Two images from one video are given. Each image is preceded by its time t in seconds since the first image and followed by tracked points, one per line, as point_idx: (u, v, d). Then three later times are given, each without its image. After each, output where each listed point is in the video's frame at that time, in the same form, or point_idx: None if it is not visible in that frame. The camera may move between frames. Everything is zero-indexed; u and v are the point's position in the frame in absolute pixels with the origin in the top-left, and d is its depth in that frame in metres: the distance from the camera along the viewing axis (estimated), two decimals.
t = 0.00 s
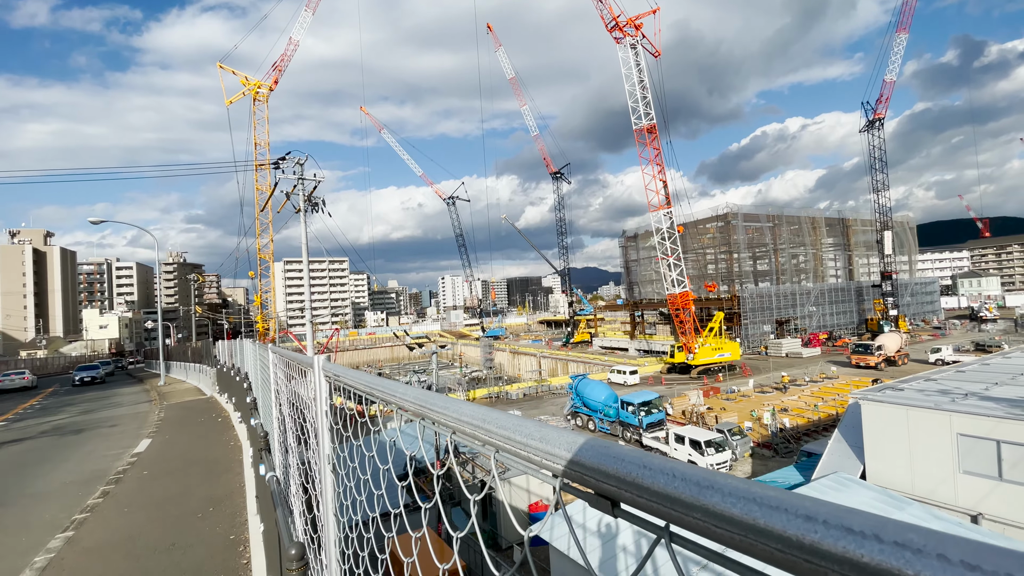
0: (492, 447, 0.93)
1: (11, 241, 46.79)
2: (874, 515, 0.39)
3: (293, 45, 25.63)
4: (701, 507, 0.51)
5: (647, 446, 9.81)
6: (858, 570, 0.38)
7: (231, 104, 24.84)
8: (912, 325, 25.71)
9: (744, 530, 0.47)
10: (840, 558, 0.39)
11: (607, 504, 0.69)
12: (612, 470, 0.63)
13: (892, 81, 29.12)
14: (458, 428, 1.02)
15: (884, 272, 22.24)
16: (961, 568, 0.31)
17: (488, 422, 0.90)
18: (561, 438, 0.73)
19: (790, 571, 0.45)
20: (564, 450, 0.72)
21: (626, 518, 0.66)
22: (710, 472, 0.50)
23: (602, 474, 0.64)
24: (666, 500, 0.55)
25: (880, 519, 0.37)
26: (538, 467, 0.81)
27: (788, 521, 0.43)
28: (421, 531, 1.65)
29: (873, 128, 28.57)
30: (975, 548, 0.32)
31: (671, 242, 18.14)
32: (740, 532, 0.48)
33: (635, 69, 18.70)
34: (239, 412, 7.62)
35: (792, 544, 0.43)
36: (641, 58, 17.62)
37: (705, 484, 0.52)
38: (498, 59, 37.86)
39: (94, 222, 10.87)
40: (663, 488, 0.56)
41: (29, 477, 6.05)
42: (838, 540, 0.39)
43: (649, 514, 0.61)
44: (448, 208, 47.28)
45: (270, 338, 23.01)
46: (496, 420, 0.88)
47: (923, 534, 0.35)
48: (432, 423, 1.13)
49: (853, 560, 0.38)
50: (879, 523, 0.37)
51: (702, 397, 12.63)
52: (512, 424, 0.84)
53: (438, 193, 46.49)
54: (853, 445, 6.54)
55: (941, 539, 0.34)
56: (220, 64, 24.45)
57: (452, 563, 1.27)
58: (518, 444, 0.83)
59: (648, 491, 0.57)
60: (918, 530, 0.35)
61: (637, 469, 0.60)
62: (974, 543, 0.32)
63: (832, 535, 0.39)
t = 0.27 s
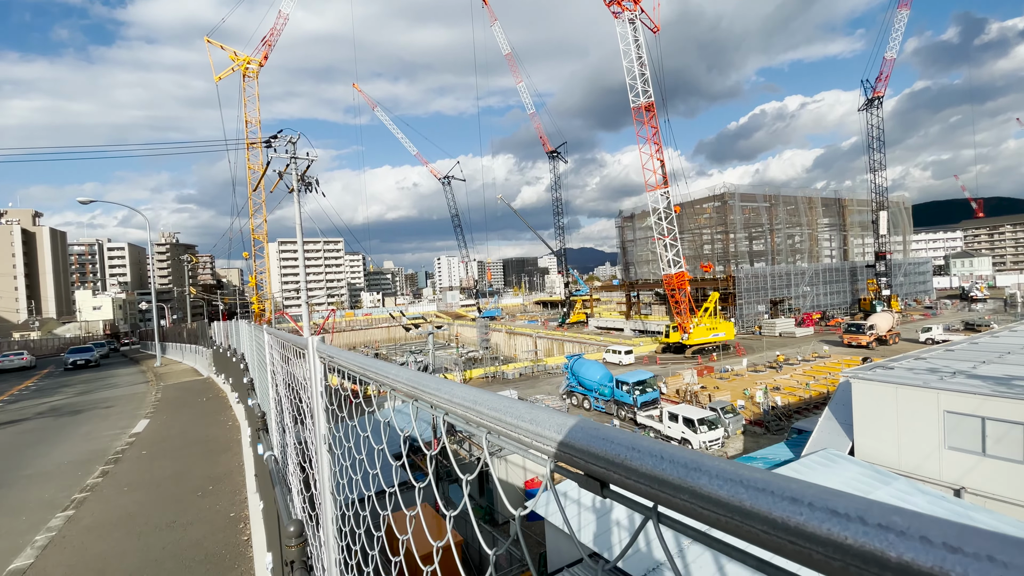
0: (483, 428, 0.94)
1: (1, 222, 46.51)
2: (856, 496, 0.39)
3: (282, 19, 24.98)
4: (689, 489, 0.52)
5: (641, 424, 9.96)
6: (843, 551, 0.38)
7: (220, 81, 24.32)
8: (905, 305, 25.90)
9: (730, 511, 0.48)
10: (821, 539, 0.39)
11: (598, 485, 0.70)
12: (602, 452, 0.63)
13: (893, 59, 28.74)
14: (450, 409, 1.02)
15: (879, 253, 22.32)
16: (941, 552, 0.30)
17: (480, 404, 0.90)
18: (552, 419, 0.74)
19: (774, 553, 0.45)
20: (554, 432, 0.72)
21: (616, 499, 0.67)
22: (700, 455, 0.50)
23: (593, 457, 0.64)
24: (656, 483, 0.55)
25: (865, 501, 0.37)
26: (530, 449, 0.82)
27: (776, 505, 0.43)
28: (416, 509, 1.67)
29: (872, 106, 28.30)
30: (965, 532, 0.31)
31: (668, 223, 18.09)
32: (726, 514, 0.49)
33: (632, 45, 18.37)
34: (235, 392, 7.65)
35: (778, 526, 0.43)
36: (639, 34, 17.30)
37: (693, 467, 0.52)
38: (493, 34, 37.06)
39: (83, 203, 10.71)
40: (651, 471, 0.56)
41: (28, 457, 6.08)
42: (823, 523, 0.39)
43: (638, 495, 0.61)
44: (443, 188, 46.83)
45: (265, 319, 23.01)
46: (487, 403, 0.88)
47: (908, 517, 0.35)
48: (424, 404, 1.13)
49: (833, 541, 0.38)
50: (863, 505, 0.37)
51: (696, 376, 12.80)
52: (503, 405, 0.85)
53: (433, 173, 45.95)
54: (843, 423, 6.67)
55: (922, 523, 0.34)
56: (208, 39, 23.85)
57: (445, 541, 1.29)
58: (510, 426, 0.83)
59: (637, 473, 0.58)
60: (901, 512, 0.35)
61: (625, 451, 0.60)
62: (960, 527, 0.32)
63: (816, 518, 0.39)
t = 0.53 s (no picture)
0: (472, 411, 0.93)
1: None
2: (857, 484, 0.37)
3: None
4: (678, 476, 0.50)
5: (635, 403, 10.10)
6: (839, 545, 0.36)
7: (209, 55, 23.74)
8: (898, 286, 26.06)
9: (719, 500, 0.46)
10: (820, 530, 0.37)
11: (586, 468, 0.68)
12: (591, 436, 0.61)
13: (894, 36, 28.34)
14: (438, 392, 1.01)
15: (873, 234, 22.38)
16: (949, 548, 0.28)
17: (467, 385, 0.88)
18: (538, 402, 0.72)
19: (764, 541, 0.43)
20: (541, 415, 0.71)
21: (604, 483, 0.65)
22: (691, 440, 0.47)
23: (582, 440, 0.62)
24: (644, 469, 0.53)
25: (862, 490, 0.35)
26: (518, 431, 0.80)
27: (770, 495, 0.40)
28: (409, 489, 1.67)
29: (872, 86, 28.01)
30: (969, 524, 0.29)
31: (664, 203, 18.02)
32: (715, 502, 0.46)
33: (631, 20, 18.01)
34: (232, 373, 7.66)
35: (770, 518, 0.41)
36: (637, 8, 16.94)
37: (683, 452, 0.50)
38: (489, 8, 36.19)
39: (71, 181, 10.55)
40: (639, 457, 0.54)
41: (26, 437, 6.11)
42: (819, 513, 0.37)
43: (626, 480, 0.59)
44: (438, 168, 46.30)
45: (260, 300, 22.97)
46: (475, 384, 0.86)
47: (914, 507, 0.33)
48: (413, 385, 1.12)
49: (826, 531, 0.36)
50: (863, 496, 0.35)
51: (689, 355, 12.93)
52: (489, 387, 0.83)
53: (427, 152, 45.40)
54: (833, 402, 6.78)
55: (933, 514, 0.32)
56: (195, 12, 23.18)
57: (435, 521, 1.29)
58: (498, 409, 0.81)
59: (626, 459, 0.55)
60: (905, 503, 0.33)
61: (614, 435, 0.58)
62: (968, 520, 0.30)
63: (814, 510, 0.37)
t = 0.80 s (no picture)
0: (463, 389, 0.90)
1: None
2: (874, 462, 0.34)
3: None
4: (678, 454, 0.46)
5: (629, 383, 10.22)
6: (854, 527, 0.33)
7: (197, 30, 23.15)
8: (891, 268, 26.22)
9: (724, 480, 0.42)
10: (830, 513, 0.34)
11: (580, 447, 0.65)
12: (586, 414, 0.58)
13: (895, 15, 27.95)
14: (430, 371, 0.99)
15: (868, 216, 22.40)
16: (983, 535, 0.25)
17: (459, 364, 0.85)
18: (531, 378, 0.70)
19: (770, 523, 0.40)
20: (533, 391, 0.68)
21: (599, 461, 0.62)
22: (693, 417, 0.44)
23: (575, 419, 0.59)
24: (642, 446, 0.50)
25: (879, 473, 0.32)
26: (512, 411, 0.77)
27: (776, 472, 0.38)
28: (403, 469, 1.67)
29: (871, 65, 27.69)
30: (992, 502, 0.26)
31: (660, 184, 17.90)
32: (717, 481, 0.43)
33: None
34: (226, 354, 7.65)
35: (776, 496, 0.38)
36: None
37: (683, 430, 0.46)
38: None
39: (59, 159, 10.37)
40: (638, 435, 0.50)
41: (22, 418, 6.10)
42: (829, 494, 0.34)
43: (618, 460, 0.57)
44: (433, 148, 45.76)
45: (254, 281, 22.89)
46: (468, 363, 0.83)
47: (933, 487, 0.30)
48: (406, 365, 1.09)
49: (842, 515, 0.33)
50: (874, 475, 0.32)
51: (683, 337, 13.04)
52: (481, 365, 0.80)
53: (422, 132, 44.81)
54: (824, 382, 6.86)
55: (952, 491, 0.29)
56: None
57: (428, 501, 1.28)
58: (491, 388, 0.78)
59: (622, 437, 0.52)
60: (927, 481, 0.30)
61: (609, 413, 0.55)
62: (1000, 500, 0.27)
63: (823, 488, 0.34)
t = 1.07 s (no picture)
0: (458, 370, 0.90)
1: None
2: (855, 440, 0.34)
3: None
4: (668, 436, 0.46)
5: (623, 366, 10.31)
6: (836, 505, 0.33)
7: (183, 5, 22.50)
8: (884, 252, 26.37)
9: (711, 459, 0.42)
10: (812, 490, 0.34)
11: (573, 428, 0.65)
12: (578, 395, 0.57)
13: None
14: (425, 353, 0.98)
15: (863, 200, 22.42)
16: (965, 513, 0.25)
17: (453, 346, 0.85)
18: (523, 360, 0.69)
19: (758, 500, 0.40)
20: (527, 372, 0.67)
21: (591, 441, 0.61)
22: (682, 397, 0.43)
23: (567, 399, 0.58)
24: (633, 426, 0.50)
25: (866, 451, 0.32)
26: (506, 392, 0.77)
27: (764, 451, 0.37)
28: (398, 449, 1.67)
29: (870, 46, 27.39)
30: (969, 481, 0.26)
31: (657, 167, 17.80)
32: (706, 460, 0.42)
33: None
34: (221, 336, 7.62)
35: (764, 474, 0.38)
36: None
37: (673, 410, 0.46)
38: None
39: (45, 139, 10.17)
40: (629, 416, 0.50)
41: (16, 400, 6.09)
42: (814, 472, 0.33)
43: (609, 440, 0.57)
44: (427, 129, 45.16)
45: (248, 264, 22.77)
46: (463, 345, 0.82)
47: (913, 462, 0.30)
48: (401, 347, 1.09)
49: (827, 492, 0.33)
50: (862, 454, 0.32)
51: (677, 320, 13.12)
52: (475, 347, 0.80)
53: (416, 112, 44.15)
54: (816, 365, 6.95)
55: (934, 468, 0.29)
56: None
57: (423, 481, 1.28)
58: (484, 369, 0.78)
59: (614, 417, 0.52)
60: (908, 458, 0.30)
61: (601, 395, 0.54)
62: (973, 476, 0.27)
63: (808, 468, 0.34)
